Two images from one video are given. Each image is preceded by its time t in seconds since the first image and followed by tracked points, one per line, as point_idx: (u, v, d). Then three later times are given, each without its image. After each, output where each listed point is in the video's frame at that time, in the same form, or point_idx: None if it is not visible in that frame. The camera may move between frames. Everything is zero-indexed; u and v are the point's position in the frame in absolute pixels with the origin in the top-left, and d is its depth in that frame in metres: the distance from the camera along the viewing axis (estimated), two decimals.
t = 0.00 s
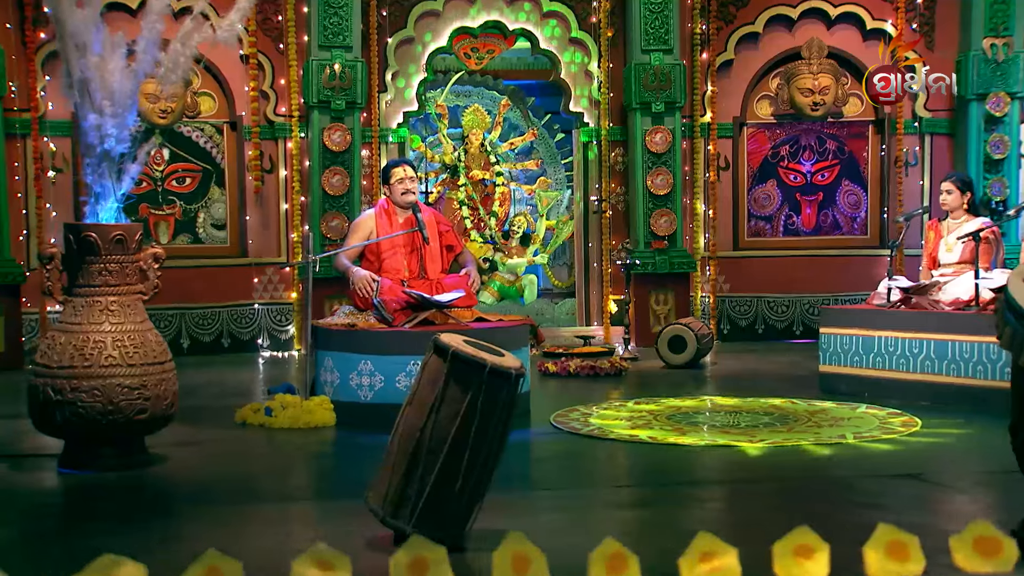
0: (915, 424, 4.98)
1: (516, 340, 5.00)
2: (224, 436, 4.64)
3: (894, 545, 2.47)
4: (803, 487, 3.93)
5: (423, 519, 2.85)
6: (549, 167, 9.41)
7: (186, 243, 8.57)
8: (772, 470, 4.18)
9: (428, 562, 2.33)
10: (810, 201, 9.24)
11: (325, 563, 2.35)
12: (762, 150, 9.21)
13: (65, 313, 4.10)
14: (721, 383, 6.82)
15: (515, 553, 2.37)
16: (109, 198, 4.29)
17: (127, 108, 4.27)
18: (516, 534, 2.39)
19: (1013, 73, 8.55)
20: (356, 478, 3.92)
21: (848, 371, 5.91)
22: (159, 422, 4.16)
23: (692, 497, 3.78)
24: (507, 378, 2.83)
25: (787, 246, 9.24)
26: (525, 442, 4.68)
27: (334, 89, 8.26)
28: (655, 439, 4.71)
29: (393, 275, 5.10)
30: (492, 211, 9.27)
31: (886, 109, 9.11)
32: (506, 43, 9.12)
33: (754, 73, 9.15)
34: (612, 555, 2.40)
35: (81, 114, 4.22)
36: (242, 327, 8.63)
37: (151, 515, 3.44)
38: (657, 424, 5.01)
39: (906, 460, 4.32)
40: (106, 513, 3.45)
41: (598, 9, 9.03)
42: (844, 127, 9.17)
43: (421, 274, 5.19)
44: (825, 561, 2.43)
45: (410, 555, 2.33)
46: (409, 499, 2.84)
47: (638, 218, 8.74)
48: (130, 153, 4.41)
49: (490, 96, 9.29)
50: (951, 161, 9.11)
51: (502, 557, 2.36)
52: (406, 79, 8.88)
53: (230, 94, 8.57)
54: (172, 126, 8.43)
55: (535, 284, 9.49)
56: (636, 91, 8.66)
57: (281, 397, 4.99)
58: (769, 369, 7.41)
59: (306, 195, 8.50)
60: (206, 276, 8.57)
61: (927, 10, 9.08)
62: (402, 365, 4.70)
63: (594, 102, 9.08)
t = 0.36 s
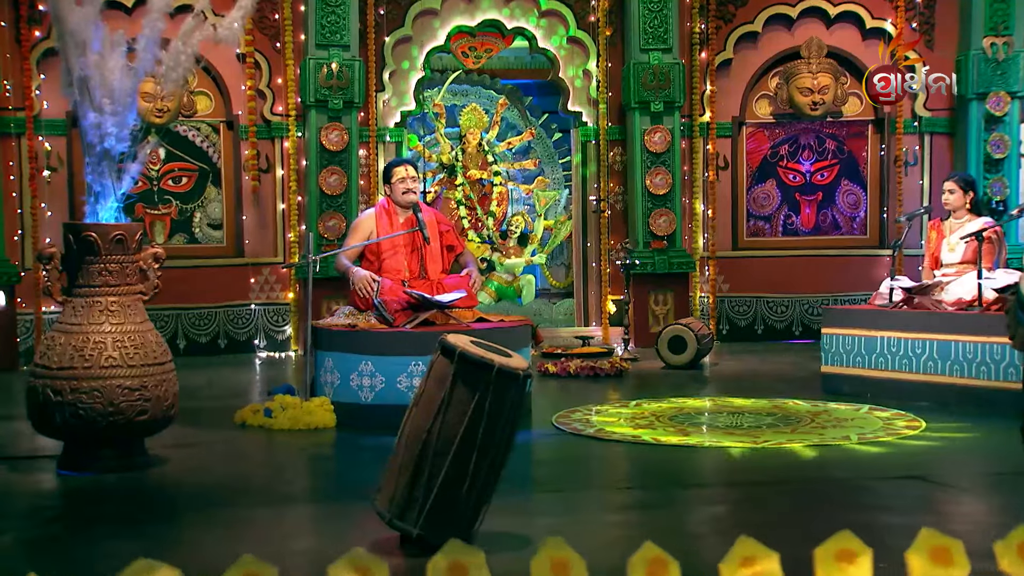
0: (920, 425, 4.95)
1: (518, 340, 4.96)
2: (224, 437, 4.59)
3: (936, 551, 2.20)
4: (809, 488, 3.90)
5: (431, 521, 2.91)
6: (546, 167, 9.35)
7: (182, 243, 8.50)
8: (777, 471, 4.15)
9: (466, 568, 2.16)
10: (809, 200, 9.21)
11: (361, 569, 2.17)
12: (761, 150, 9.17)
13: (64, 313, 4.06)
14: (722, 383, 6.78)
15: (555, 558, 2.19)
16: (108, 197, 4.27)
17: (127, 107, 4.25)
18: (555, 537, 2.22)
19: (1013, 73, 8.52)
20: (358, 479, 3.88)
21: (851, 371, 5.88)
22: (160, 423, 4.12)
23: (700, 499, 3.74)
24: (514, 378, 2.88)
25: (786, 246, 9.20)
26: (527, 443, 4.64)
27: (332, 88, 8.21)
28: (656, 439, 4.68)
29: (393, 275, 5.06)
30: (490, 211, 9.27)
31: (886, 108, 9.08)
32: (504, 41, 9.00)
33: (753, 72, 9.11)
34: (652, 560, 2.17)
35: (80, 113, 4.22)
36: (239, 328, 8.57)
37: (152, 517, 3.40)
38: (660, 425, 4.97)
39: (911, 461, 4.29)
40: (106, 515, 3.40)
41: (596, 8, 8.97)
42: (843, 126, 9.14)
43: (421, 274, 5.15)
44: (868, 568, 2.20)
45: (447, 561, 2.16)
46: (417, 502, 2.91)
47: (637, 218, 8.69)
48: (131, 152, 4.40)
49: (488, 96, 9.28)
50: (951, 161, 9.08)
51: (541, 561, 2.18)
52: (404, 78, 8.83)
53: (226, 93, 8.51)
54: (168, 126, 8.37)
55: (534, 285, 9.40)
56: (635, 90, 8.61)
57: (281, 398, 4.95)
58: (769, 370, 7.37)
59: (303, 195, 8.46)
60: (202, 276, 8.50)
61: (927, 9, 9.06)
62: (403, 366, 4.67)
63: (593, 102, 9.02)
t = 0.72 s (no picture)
0: (928, 425, 4.87)
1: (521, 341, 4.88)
2: (223, 438, 4.51)
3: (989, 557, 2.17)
4: (820, 489, 3.82)
5: (439, 522, 2.84)
6: (545, 166, 9.24)
7: (178, 242, 8.40)
8: (787, 472, 4.07)
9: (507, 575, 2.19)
10: (811, 199, 9.12)
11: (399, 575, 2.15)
12: (762, 149, 9.08)
13: (63, 313, 3.98)
14: (725, 383, 6.70)
15: (599, 561, 2.19)
16: (108, 196, 4.19)
17: (127, 104, 4.21)
18: (598, 542, 2.22)
19: (1017, 70, 8.45)
20: (359, 480, 3.80)
21: (856, 371, 5.80)
22: (160, 425, 4.04)
23: (709, 501, 3.66)
24: (523, 379, 2.85)
25: (788, 245, 9.12)
26: (531, 445, 4.56)
27: (329, 86, 8.12)
28: (664, 442, 4.56)
29: (394, 274, 4.98)
30: (488, 209, 9.18)
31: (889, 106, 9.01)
32: (502, 39, 8.94)
33: (754, 70, 9.03)
34: (698, 564, 2.14)
35: (80, 110, 4.16)
36: (235, 328, 8.48)
37: (151, 519, 3.31)
38: (665, 426, 4.89)
39: (922, 462, 4.21)
40: (104, 517, 3.32)
41: (596, 5, 8.89)
42: (845, 124, 9.05)
43: (422, 273, 5.06)
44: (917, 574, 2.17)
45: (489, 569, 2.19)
46: (425, 503, 2.85)
47: (638, 217, 8.61)
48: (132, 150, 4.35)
49: (486, 93, 9.15)
50: (954, 159, 9.01)
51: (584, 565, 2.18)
52: (403, 76, 8.74)
53: (222, 90, 8.42)
54: (164, 124, 8.27)
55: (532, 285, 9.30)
56: (635, 88, 8.53)
57: (280, 399, 4.86)
58: (772, 370, 7.29)
59: (300, 194, 8.40)
60: (199, 276, 8.41)
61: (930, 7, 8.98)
62: (405, 367, 4.58)
63: (592, 100, 8.93)
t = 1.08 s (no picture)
0: (935, 427, 4.81)
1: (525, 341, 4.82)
2: (224, 439, 4.44)
3: None
4: (829, 490, 3.76)
5: (449, 525, 2.81)
6: (544, 165, 9.15)
7: (175, 242, 8.32)
8: (795, 473, 4.01)
9: None
10: (812, 198, 9.07)
11: None
12: (763, 148, 9.03)
13: (65, 313, 3.92)
14: (728, 384, 6.64)
15: (651, 565, 2.43)
16: (110, 195, 4.12)
17: (129, 102, 4.14)
18: (648, 548, 2.46)
19: (1020, 69, 8.42)
20: (361, 481, 3.74)
21: (861, 371, 5.74)
22: (162, 426, 3.98)
23: (717, 502, 3.61)
24: (534, 381, 2.80)
25: (789, 245, 9.07)
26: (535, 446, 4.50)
27: (328, 84, 8.06)
28: (670, 443, 4.50)
29: (396, 273, 4.92)
30: (488, 209, 9.13)
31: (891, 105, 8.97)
32: (502, 37, 8.92)
33: (755, 68, 8.97)
34: (750, 568, 2.41)
35: (81, 108, 4.10)
36: (233, 328, 8.41)
37: (152, 520, 3.26)
38: (671, 426, 4.84)
39: (930, 463, 4.16)
40: (105, 518, 3.26)
41: (596, 3, 8.83)
42: (847, 123, 9.00)
43: (424, 272, 5.01)
44: None
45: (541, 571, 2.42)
46: (434, 506, 2.82)
47: (638, 216, 8.56)
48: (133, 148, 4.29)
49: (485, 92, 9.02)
50: (956, 158, 8.96)
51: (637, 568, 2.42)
52: (402, 74, 8.68)
53: (220, 88, 8.35)
54: (161, 122, 8.20)
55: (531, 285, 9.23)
56: (636, 86, 8.47)
57: (281, 399, 4.79)
58: (775, 370, 7.23)
59: (299, 193, 8.37)
60: (196, 276, 8.34)
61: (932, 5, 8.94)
62: (407, 367, 4.51)
63: (593, 98, 8.86)
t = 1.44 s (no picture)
0: (942, 429, 4.75)
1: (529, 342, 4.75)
2: (224, 441, 4.37)
3: None
4: (839, 492, 3.70)
5: (460, 528, 2.75)
6: (543, 164, 9.05)
7: (172, 242, 8.24)
8: (804, 475, 3.96)
9: None
10: (813, 198, 9.01)
11: None
12: (763, 147, 8.97)
13: (66, 314, 3.85)
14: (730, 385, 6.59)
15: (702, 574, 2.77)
16: (112, 193, 4.05)
17: (131, 100, 4.08)
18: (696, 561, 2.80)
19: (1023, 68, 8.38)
20: (364, 484, 3.67)
21: (866, 372, 5.69)
22: (164, 428, 3.91)
23: (726, 504, 3.55)
24: (546, 382, 2.74)
25: (790, 245, 9.01)
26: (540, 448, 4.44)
27: (326, 82, 8.00)
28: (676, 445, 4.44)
29: (398, 273, 4.86)
30: (486, 208, 9.01)
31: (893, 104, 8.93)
32: (501, 35, 8.89)
33: (755, 67, 8.91)
34: None
35: (82, 106, 4.03)
36: (229, 329, 8.33)
37: (153, 524, 3.19)
38: (677, 428, 4.78)
39: (939, 465, 4.10)
40: (104, 521, 3.19)
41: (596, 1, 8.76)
42: (848, 122, 8.95)
43: (426, 273, 4.95)
44: None
45: None
46: (444, 509, 2.76)
47: (639, 215, 8.50)
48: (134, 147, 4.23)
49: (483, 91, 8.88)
50: (959, 158, 8.93)
51: None
52: (401, 72, 8.62)
53: (217, 87, 8.28)
54: (158, 121, 8.12)
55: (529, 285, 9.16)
56: (636, 85, 8.41)
57: (282, 401, 4.73)
58: (777, 371, 7.18)
59: (296, 192, 8.31)
60: (193, 276, 8.26)
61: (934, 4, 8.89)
62: (410, 368, 4.45)
63: (592, 97, 8.79)
